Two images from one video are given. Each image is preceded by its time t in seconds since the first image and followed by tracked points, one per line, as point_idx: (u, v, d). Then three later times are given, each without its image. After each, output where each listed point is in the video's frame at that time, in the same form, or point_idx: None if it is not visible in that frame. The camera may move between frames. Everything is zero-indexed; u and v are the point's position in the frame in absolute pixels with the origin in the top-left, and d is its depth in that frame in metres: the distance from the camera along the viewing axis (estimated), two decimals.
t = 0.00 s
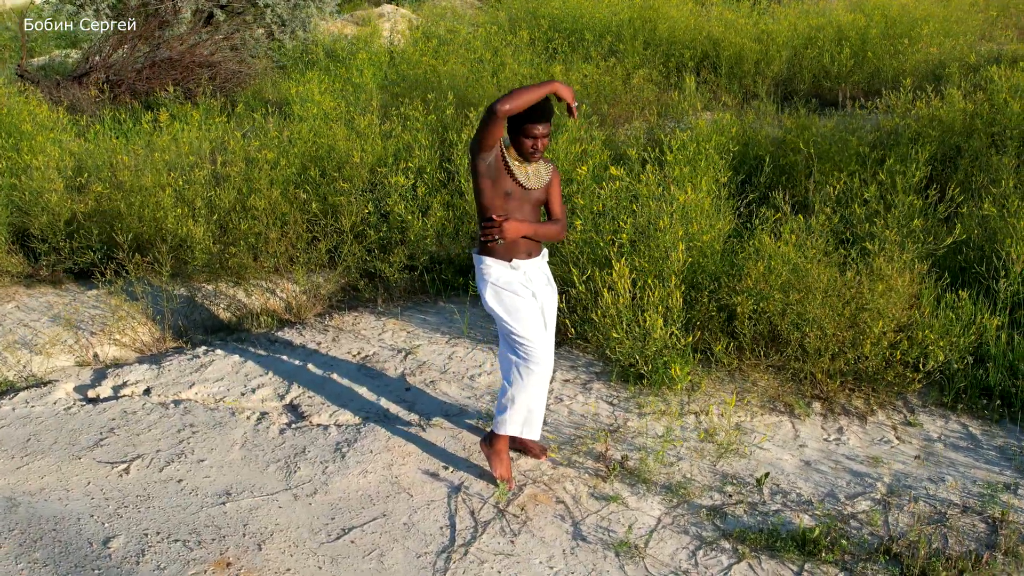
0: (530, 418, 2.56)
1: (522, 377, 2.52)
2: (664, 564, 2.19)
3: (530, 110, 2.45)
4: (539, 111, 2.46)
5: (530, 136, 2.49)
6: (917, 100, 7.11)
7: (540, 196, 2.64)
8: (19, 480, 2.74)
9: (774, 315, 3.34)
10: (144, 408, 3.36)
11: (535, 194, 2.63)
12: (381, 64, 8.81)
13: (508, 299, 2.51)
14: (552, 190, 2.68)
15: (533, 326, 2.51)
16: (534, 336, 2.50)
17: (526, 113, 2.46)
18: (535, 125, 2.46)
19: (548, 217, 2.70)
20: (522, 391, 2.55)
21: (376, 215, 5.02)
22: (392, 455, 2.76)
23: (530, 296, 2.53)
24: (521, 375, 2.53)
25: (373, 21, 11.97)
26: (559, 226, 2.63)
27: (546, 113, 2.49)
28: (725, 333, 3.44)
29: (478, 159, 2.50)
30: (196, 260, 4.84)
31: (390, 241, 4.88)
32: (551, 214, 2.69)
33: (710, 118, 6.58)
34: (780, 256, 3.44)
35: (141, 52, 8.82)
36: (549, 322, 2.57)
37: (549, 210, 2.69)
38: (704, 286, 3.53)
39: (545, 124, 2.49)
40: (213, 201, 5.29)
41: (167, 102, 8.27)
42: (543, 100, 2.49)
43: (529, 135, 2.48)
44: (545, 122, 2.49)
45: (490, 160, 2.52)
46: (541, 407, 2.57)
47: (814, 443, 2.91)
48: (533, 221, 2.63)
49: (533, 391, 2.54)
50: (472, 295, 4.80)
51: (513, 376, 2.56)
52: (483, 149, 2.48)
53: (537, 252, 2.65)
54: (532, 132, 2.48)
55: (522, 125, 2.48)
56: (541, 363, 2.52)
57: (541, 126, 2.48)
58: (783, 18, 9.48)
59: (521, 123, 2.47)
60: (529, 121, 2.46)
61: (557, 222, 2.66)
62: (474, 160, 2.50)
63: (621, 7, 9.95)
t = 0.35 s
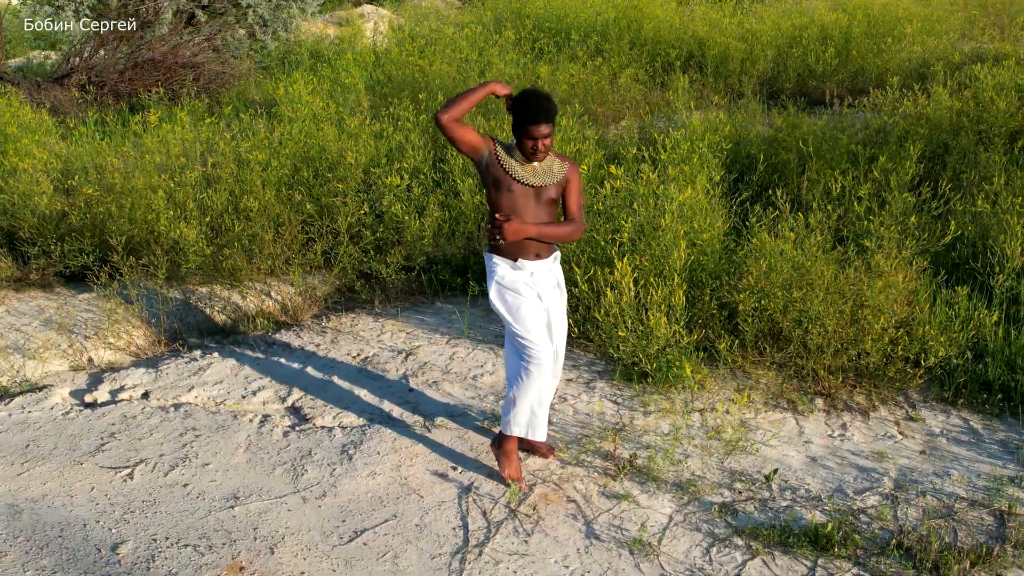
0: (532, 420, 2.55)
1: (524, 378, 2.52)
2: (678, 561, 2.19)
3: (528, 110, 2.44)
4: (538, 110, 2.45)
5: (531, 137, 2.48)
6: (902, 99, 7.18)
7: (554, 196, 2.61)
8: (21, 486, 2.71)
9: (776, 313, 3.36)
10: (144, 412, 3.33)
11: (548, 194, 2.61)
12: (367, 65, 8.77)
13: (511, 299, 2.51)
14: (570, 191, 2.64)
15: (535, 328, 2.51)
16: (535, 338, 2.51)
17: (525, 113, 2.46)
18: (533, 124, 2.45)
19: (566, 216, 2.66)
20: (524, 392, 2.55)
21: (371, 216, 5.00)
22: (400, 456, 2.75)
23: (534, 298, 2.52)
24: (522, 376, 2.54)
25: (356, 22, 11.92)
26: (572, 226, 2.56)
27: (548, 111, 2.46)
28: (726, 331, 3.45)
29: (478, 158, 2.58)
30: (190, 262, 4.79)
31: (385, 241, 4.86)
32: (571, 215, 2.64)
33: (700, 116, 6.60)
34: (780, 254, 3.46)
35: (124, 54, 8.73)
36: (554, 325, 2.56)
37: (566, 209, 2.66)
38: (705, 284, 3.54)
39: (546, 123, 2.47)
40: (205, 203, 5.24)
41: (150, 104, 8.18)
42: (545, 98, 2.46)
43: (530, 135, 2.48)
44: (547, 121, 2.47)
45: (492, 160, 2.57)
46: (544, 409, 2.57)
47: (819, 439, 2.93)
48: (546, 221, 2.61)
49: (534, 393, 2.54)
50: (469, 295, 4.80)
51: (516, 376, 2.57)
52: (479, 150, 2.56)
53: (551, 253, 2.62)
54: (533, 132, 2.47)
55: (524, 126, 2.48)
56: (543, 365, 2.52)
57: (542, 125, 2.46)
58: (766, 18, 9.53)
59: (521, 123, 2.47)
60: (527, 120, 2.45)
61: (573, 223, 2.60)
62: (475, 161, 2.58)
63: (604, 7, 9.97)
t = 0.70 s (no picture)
0: (539, 420, 2.55)
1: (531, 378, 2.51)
2: (693, 559, 2.20)
3: (530, 109, 2.44)
4: (540, 108, 2.43)
5: (535, 134, 2.48)
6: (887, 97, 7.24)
7: (566, 192, 2.60)
8: (24, 493, 2.67)
9: (778, 311, 3.38)
10: (145, 416, 3.30)
11: (562, 191, 2.60)
12: (353, 65, 8.74)
13: (522, 298, 2.50)
14: (583, 185, 2.63)
15: (542, 330, 2.50)
16: (544, 339, 2.50)
17: (528, 112, 2.45)
18: (537, 123, 2.45)
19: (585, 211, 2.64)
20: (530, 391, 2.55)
21: (366, 218, 4.99)
22: (408, 457, 2.74)
23: (544, 300, 2.53)
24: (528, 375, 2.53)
25: (339, 23, 11.85)
26: (589, 220, 2.55)
27: (548, 105, 2.44)
28: (728, 329, 3.46)
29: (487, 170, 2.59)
30: (185, 265, 4.75)
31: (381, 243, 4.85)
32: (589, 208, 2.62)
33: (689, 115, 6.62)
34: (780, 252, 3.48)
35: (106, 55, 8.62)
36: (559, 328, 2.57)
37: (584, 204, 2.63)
38: (707, 283, 3.56)
39: (550, 118, 2.46)
40: (198, 204, 5.20)
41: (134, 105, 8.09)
42: (544, 93, 2.44)
43: (534, 133, 2.47)
44: (551, 116, 2.46)
45: (501, 167, 2.58)
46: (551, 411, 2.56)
47: (824, 436, 2.94)
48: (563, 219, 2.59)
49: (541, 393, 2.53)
50: (466, 295, 4.78)
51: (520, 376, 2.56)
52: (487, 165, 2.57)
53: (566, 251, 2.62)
54: (537, 129, 2.47)
55: (526, 124, 2.48)
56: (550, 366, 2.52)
57: (544, 121, 2.45)
58: (750, 17, 9.57)
59: (525, 123, 2.47)
60: (530, 119, 2.45)
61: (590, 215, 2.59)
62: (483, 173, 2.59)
63: (589, 8, 9.99)
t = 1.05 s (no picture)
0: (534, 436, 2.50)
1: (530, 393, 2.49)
2: (706, 557, 2.20)
3: (529, 114, 2.38)
4: (538, 114, 2.37)
5: (535, 138, 2.42)
6: (872, 95, 7.31)
7: (573, 199, 2.52)
8: (26, 501, 2.63)
9: (778, 309, 3.40)
10: (144, 421, 3.26)
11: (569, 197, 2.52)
12: (338, 66, 8.70)
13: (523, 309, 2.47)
14: (593, 191, 2.52)
15: (539, 344, 2.47)
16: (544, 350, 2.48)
17: (528, 117, 2.39)
18: (537, 128, 2.39)
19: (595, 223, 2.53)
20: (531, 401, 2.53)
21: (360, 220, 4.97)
22: (415, 460, 2.74)
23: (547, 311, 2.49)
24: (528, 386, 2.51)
25: (322, 23, 11.77)
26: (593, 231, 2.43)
27: (548, 109, 2.37)
28: (729, 328, 3.48)
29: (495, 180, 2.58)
30: (177, 267, 4.72)
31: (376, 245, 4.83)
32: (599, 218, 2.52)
33: (677, 114, 6.65)
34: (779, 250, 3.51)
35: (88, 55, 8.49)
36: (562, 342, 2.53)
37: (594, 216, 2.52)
38: (707, 282, 3.57)
39: (552, 122, 2.39)
40: (189, 207, 5.16)
41: (117, 106, 7.98)
42: (545, 96, 2.38)
43: (534, 139, 2.41)
44: (553, 120, 2.39)
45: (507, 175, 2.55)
46: (551, 430, 2.50)
47: (827, 433, 2.96)
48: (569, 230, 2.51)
49: (542, 410, 2.49)
50: (462, 296, 4.78)
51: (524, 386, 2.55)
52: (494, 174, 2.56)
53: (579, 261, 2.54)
54: (538, 133, 2.41)
55: (528, 129, 2.43)
56: (548, 380, 2.49)
57: (543, 125, 2.38)
58: (734, 16, 9.62)
59: (526, 128, 2.41)
60: (530, 123, 2.38)
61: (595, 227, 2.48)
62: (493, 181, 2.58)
63: (573, 8, 10.00)
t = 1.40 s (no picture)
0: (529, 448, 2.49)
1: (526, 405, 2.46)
2: (718, 554, 2.21)
3: (535, 118, 2.37)
4: (543, 118, 2.37)
5: (542, 142, 2.42)
6: (856, 94, 7.36)
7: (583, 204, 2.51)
8: (26, 509, 2.60)
9: (777, 307, 3.42)
10: (143, 426, 3.23)
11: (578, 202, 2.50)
12: (322, 67, 8.64)
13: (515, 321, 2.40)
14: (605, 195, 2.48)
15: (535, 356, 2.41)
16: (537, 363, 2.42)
17: (534, 121, 2.39)
18: (544, 131, 2.38)
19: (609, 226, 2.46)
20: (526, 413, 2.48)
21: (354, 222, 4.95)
22: (421, 462, 2.73)
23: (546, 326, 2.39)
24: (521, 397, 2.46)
25: (304, 23, 11.69)
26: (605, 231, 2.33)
27: (553, 114, 2.36)
28: (729, 325, 3.49)
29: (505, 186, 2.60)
30: (169, 271, 4.68)
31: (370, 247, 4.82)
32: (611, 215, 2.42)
33: (665, 114, 6.66)
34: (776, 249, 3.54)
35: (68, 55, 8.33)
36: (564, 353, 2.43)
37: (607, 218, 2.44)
38: (705, 281, 3.59)
39: (559, 126, 2.39)
40: (180, 209, 5.11)
41: (99, 107, 7.86)
42: (550, 101, 2.38)
43: (540, 143, 2.41)
44: (559, 123, 2.38)
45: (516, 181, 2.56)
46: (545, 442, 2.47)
47: (829, 429, 2.98)
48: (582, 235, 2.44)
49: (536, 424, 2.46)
50: (457, 297, 4.77)
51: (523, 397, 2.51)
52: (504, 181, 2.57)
53: (587, 274, 2.41)
54: (545, 138, 2.40)
55: (535, 134, 2.43)
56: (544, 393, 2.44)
57: (549, 129, 2.38)
58: (716, 16, 9.65)
59: (533, 132, 2.41)
60: (537, 126, 2.38)
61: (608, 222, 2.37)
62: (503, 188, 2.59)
63: (557, 9, 10.00)
